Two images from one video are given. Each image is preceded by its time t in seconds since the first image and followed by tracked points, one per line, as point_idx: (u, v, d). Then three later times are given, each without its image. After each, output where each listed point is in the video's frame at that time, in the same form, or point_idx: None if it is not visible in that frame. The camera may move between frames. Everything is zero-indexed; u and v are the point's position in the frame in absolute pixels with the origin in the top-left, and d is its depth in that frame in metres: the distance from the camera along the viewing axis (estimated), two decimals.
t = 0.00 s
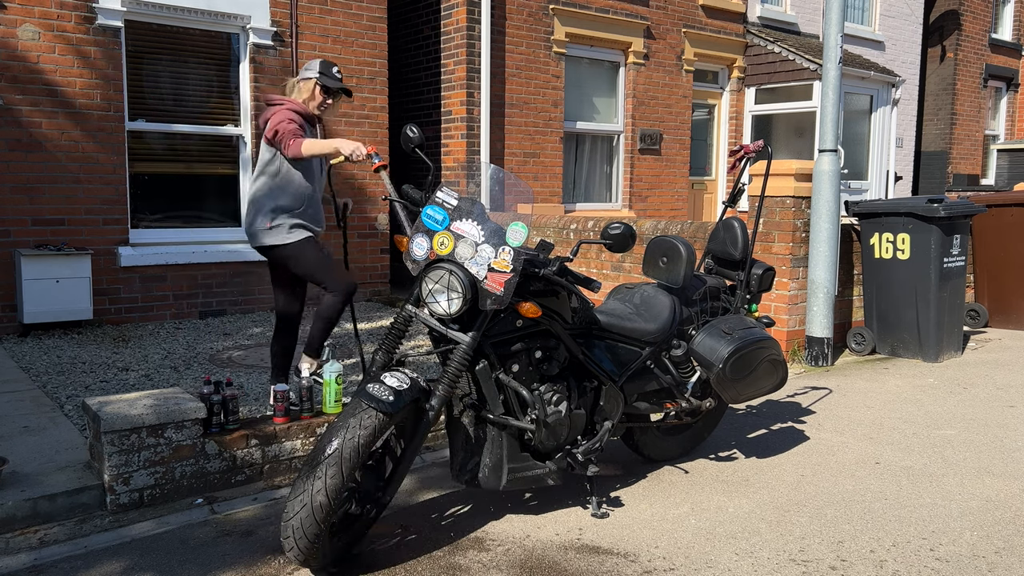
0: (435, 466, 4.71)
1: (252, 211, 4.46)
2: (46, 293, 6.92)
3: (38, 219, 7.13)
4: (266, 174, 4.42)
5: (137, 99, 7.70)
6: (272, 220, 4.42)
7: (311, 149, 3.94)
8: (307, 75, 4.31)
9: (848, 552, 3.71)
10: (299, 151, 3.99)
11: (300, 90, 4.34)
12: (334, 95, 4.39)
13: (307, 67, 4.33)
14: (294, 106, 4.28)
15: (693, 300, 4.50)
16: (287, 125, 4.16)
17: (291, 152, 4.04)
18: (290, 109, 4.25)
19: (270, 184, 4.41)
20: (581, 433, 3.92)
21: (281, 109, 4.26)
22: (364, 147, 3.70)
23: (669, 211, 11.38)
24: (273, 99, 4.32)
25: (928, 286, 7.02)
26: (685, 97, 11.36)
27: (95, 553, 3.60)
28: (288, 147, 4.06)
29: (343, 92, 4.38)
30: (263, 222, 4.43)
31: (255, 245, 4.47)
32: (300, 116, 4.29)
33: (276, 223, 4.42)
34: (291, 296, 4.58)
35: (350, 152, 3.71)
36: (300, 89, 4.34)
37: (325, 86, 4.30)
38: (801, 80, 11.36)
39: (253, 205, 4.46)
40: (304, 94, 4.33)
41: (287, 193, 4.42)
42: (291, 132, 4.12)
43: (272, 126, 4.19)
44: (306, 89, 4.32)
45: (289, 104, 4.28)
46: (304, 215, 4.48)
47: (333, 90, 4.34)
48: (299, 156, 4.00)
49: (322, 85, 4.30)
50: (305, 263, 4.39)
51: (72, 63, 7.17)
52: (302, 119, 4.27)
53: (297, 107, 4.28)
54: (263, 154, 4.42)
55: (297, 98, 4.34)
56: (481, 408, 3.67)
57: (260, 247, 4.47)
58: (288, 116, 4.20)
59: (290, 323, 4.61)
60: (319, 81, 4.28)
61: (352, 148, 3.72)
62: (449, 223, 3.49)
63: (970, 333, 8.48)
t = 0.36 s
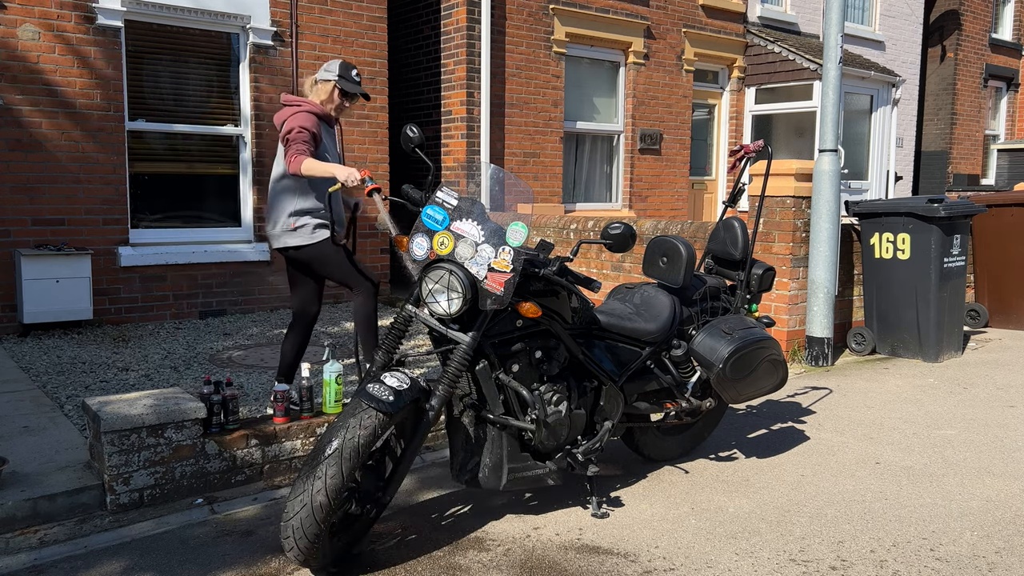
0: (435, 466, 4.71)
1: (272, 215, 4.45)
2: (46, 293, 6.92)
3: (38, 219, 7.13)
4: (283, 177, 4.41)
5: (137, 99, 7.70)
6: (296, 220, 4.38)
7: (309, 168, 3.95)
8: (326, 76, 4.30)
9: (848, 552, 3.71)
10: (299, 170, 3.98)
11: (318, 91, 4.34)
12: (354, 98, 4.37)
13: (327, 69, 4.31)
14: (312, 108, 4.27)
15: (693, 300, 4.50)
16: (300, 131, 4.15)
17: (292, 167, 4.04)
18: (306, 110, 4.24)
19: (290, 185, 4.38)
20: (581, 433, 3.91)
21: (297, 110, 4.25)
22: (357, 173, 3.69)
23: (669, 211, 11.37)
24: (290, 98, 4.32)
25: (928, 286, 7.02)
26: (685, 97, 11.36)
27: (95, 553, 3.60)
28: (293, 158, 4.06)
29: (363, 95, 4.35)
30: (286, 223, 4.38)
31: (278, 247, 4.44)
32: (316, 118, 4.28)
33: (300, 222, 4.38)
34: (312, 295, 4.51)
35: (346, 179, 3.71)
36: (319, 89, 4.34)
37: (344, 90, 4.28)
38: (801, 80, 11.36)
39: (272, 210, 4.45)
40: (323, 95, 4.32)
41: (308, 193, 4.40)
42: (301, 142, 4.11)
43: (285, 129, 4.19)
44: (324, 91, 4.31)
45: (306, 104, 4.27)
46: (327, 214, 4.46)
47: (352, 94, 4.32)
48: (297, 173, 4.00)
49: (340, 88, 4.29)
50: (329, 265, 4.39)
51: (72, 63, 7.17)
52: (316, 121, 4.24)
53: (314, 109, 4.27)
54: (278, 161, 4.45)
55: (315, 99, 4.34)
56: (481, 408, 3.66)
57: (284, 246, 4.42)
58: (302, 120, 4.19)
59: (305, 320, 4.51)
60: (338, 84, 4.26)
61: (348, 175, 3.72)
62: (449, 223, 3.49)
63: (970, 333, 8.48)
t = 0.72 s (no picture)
0: (436, 466, 4.71)
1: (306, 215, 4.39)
2: (46, 293, 6.92)
3: (38, 219, 7.13)
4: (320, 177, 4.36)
5: (137, 99, 7.70)
6: (330, 221, 4.32)
7: (331, 176, 3.87)
8: (369, 79, 4.20)
9: (848, 552, 3.71)
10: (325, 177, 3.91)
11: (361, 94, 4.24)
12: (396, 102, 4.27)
13: (372, 71, 4.20)
14: (352, 112, 4.18)
15: (693, 301, 4.50)
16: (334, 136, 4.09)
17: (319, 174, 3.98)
18: (347, 114, 4.16)
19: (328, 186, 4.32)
20: (581, 433, 3.91)
21: (337, 113, 4.17)
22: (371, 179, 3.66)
23: (669, 211, 11.37)
24: (332, 99, 4.24)
25: (928, 286, 7.02)
26: (685, 97, 11.36)
27: (95, 553, 3.60)
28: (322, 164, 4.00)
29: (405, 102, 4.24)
30: (319, 224, 4.33)
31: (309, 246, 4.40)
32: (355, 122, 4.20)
33: (333, 224, 4.32)
34: (334, 294, 4.46)
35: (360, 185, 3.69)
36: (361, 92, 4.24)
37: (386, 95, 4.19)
38: (801, 80, 11.36)
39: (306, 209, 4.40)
40: (365, 99, 4.22)
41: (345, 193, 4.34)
42: (332, 148, 4.04)
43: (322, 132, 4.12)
44: (368, 95, 4.21)
45: (346, 107, 4.18)
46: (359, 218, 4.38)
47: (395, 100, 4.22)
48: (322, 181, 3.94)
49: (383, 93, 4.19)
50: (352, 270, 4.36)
51: (72, 63, 7.17)
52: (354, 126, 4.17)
53: (354, 113, 4.19)
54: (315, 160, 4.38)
55: (357, 102, 4.24)
56: (481, 408, 3.66)
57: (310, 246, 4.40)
58: (340, 124, 4.12)
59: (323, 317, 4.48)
60: (381, 88, 4.17)
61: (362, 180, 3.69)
62: (449, 223, 3.48)
63: (970, 333, 8.48)
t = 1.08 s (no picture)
0: (435, 466, 4.71)
1: (341, 205, 4.35)
2: (46, 293, 6.92)
3: (38, 219, 7.13)
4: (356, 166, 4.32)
5: (137, 99, 7.70)
6: (362, 212, 4.26)
7: (382, 156, 3.80)
8: (400, 63, 4.18)
9: (848, 552, 3.71)
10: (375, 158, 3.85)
11: (394, 79, 4.23)
12: (429, 85, 4.23)
13: (404, 55, 4.18)
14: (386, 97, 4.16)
15: (693, 301, 4.50)
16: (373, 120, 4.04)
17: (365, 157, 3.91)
18: (380, 99, 4.15)
19: (364, 175, 4.28)
20: (581, 433, 3.92)
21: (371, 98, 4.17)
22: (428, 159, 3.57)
23: (669, 211, 11.37)
24: (367, 85, 4.23)
25: (928, 286, 7.02)
26: (685, 97, 11.37)
27: (96, 553, 3.60)
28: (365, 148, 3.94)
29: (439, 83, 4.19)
30: (352, 213, 4.28)
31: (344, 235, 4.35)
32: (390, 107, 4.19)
33: (365, 215, 4.26)
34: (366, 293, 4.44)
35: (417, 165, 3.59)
36: (394, 78, 4.22)
37: (418, 77, 4.12)
38: (801, 80, 11.36)
39: (342, 198, 4.36)
40: (398, 83, 4.21)
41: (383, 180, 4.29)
42: (374, 130, 3.99)
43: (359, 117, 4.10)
44: (400, 79, 4.20)
45: (381, 93, 4.18)
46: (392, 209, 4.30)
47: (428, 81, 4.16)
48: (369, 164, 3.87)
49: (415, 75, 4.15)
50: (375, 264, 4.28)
51: (72, 63, 7.17)
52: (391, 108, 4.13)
53: (388, 98, 4.18)
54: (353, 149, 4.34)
55: (390, 87, 4.24)
56: (481, 408, 3.66)
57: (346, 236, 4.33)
58: (376, 108, 4.08)
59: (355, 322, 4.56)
60: (413, 70, 4.12)
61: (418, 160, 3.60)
62: (449, 223, 3.48)
63: (970, 333, 8.48)
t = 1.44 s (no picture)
0: (436, 466, 4.71)
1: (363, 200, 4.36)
2: (46, 293, 6.92)
3: (38, 219, 7.12)
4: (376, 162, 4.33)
5: (137, 99, 7.70)
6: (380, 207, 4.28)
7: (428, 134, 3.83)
8: (418, 60, 4.19)
9: (848, 552, 3.71)
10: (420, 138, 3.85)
11: (413, 75, 4.23)
12: (448, 80, 4.23)
13: (422, 51, 4.20)
14: (406, 91, 4.13)
15: (693, 301, 4.50)
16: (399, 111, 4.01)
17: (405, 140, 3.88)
18: (399, 94, 4.10)
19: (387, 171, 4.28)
20: (581, 433, 3.92)
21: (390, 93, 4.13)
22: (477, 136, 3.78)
23: (669, 211, 11.37)
24: (385, 81, 4.19)
25: (928, 286, 7.02)
26: (685, 97, 11.37)
27: (96, 553, 3.60)
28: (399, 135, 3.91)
29: (458, 78, 4.21)
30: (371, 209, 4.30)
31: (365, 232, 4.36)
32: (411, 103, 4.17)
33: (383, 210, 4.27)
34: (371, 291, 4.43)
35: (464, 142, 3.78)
36: (412, 74, 4.23)
37: (437, 72, 4.15)
38: (801, 80, 11.37)
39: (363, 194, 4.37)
40: (417, 79, 4.22)
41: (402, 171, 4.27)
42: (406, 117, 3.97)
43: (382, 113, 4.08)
44: (419, 75, 4.20)
45: (400, 87, 4.13)
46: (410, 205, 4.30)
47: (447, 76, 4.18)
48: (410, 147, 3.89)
49: (433, 71, 4.16)
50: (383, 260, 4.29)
51: (72, 63, 7.17)
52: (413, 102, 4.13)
53: (407, 92, 4.13)
54: (373, 146, 4.34)
55: (409, 83, 4.24)
56: (481, 408, 3.66)
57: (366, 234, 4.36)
58: (398, 101, 4.06)
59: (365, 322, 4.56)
60: (431, 66, 4.15)
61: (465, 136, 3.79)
62: (449, 223, 3.48)
63: (970, 333, 8.48)
